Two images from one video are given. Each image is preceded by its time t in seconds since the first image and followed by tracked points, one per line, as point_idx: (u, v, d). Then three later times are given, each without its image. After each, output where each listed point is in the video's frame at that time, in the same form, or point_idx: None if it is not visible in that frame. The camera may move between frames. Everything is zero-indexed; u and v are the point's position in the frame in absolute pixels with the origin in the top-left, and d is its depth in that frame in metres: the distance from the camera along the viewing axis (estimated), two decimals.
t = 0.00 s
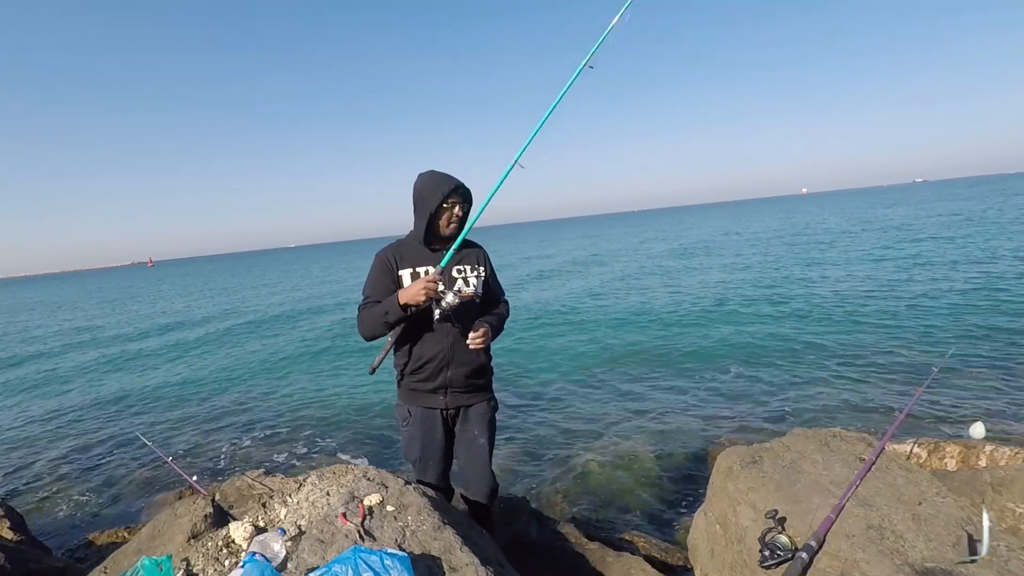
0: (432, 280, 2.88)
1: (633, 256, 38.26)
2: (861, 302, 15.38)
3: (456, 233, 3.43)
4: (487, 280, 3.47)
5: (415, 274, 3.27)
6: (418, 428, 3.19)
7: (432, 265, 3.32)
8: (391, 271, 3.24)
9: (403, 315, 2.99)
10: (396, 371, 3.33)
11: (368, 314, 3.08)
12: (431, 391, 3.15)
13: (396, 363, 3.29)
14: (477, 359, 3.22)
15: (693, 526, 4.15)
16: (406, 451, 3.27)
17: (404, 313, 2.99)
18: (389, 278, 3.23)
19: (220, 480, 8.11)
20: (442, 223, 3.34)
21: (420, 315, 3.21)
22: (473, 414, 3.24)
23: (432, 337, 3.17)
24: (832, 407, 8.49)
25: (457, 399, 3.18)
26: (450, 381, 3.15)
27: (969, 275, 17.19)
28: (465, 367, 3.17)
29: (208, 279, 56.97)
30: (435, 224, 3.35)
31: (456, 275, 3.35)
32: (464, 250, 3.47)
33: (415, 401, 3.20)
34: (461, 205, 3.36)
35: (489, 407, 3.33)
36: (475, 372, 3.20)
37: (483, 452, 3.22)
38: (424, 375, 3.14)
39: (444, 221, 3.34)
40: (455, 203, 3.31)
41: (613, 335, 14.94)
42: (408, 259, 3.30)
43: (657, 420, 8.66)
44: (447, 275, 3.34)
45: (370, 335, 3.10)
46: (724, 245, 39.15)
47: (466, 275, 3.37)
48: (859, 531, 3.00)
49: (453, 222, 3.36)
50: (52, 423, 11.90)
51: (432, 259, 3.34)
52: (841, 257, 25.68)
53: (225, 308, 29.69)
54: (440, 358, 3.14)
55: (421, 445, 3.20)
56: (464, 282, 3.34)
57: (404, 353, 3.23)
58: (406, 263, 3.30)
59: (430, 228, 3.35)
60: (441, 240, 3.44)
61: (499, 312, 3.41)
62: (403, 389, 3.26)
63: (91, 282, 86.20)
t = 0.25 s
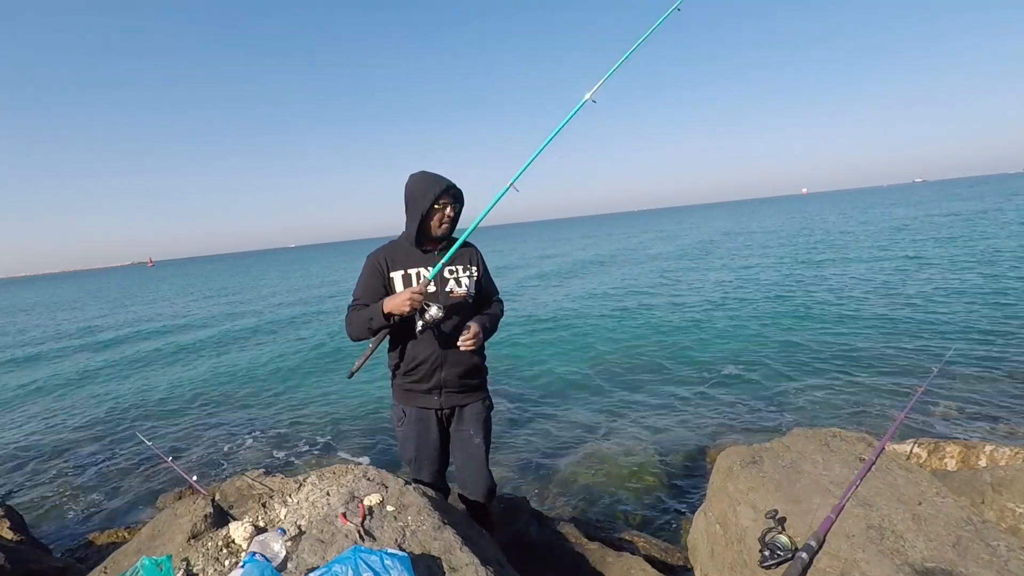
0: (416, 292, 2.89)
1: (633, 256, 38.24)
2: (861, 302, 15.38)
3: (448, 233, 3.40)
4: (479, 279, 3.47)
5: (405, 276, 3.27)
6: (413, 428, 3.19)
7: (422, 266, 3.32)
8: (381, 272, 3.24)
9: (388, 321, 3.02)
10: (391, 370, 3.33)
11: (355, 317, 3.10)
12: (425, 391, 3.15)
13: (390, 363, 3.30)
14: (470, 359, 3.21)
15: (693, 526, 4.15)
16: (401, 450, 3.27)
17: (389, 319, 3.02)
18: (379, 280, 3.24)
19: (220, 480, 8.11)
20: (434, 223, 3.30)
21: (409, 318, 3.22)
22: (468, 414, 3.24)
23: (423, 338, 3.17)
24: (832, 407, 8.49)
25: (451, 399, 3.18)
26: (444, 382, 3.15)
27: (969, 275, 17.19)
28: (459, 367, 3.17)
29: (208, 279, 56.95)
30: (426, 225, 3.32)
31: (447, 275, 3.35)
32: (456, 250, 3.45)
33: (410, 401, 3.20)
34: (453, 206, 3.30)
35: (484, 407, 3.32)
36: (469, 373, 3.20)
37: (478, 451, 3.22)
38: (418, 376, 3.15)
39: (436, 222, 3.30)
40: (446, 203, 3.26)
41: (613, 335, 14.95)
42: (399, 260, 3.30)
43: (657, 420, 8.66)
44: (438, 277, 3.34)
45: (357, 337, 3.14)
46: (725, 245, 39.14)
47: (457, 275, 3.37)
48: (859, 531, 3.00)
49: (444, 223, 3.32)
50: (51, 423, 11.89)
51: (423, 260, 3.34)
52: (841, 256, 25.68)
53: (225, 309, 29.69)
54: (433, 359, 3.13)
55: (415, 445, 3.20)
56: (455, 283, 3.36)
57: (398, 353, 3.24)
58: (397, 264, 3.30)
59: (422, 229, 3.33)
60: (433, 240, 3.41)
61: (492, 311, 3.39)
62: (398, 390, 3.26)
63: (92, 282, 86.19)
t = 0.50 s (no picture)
0: (408, 294, 2.90)
1: (633, 256, 38.22)
2: (861, 302, 15.38)
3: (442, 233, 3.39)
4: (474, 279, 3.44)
5: (399, 277, 3.28)
6: (409, 428, 3.19)
7: (417, 267, 3.33)
8: (376, 274, 3.26)
9: (381, 324, 3.05)
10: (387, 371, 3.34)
11: (350, 319, 3.13)
12: (421, 392, 3.16)
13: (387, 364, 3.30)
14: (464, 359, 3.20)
15: (693, 526, 4.16)
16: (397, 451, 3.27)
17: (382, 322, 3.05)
18: (373, 282, 3.25)
19: (220, 480, 8.11)
20: (427, 224, 3.31)
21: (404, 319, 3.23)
22: (464, 414, 3.23)
23: (418, 338, 3.17)
24: (832, 407, 8.48)
25: (447, 399, 3.18)
26: (440, 382, 3.15)
27: (968, 275, 17.20)
28: (454, 367, 3.17)
29: (207, 279, 56.92)
30: (420, 226, 3.32)
31: (442, 276, 3.34)
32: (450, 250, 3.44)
33: (406, 401, 3.20)
34: (446, 206, 3.31)
35: (481, 406, 3.31)
36: (465, 373, 3.20)
37: (475, 452, 3.20)
38: (415, 376, 3.15)
39: (429, 223, 3.31)
40: (440, 204, 3.27)
41: (613, 334, 14.95)
42: (393, 262, 3.31)
43: (657, 420, 8.66)
44: (432, 278, 3.33)
45: (353, 339, 3.18)
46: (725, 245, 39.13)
47: (452, 275, 3.36)
48: (859, 530, 3.00)
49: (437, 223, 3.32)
50: (51, 423, 11.87)
51: (417, 261, 3.34)
52: (842, 257, 25.65)
53: (226, 309, 29.67)
54: (428, 360, 3.14)
55: (412, 445, 3.20)
56: (450, 283, 3.36)
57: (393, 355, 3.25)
58: (391, 266, 3.31)
59: (416, 230, 3.33)
60: (428, 241, 3.41)
61: (487, 311, 3.38)
62: (394, 390, 3.27)
63: (92, 282, 86.20)
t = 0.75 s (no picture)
0: (405, 298, 2.90)
1: (633, 256, 38.22)
2: (860, 301, 15.38)
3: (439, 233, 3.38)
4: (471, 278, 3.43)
5: (396, 279, 3.28)
6: (408, 428, 3.19)
7: (414, 268, 3.33)
8: (373, 275, 3.25)
9: (378, 326, 3.05)
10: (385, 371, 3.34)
11: (349, 322, 3.14)
12: (420, 392, 3.16)
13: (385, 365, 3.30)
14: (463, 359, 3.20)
15: (694, 526, 4.15)
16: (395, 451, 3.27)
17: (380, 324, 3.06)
18: (371, 283, 3.25)
19: (220, 480, 8.11)
20: (424, 225, 3.30)
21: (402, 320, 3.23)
22: (463, 414, 3.23)
23: (416, 339, 3.17)
24: (832, 407, 8.48)
25: (446, 399, 3.18)
26: (438, 382, 3.15)
27: (968, 275, 17.20)
28: (452, 367, 3.17)
29: (207, 279, 56.96)
30: (417, 226, 3.31)
31: (439, 276, 3.35)
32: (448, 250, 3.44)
33: (404, 401, 3.20)
34: (443, 207, 3.29)
35: (480, 406, 3.31)
36: (463, 373, 3.20)
37: (474, 452, 3.20)
38: (413, 377, 3.15)
39: (425, 224, 3.29)
40: (436, 204, 3.25)
41: (613, 334, 14.95)
42: (390, 262, 3.31)
43: (657, 420, 8.66)
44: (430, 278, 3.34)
45: (351, 340, 3.19)
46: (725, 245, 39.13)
47: (449, 275, 3.37)
48: (859, 531, 3.00)
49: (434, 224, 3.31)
50: (51, 423, 11.86)
51: (414, 261, 3.34)
52: (841, 256, 25.65)
53: (225, 308, 29.69)
54: (426, 361, 3.14)
55: (411, 445, 3.20)
56: (448, 283, 3.36)
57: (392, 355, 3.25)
58: (388, 266, 3.31)
59: (412, 230, 3.32)
60: (425, 242, 3.40)
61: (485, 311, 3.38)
62: (393, 390, 3.27)
63: (91, 282, 86.19)
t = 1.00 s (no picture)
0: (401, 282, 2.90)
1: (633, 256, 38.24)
2: (860, 301, 15.40)
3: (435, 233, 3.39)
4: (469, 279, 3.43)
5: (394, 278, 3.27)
6: (408, 428, 3.20)
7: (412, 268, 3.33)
8: (371, 276, 3.26)
9: (378, 318, 3.05)
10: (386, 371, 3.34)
11: (348, 321, 3.14)
12: (419, 392, 3.16)
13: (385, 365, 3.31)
14: (462, 358, 3.20)
15: (693, 526, 4.16)
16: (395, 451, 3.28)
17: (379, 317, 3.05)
18: (369, 284, 3.26)
19: (219, 480, 8.11)
20: (420, 224, 3.30)
21: (399, 312, 3.24)
22: (462, 414, 3.23)
23: (415, 336, 3.17)
24: (832, 407, 8.48)
25: (446, 399, 3.18)
26: (437, 382, 3.15)
27: (968, 275, 17.21)
28: (452, 367, 3.16)
29: (207, 279, 56.95)
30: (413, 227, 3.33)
31: (437, 276, 3.34)
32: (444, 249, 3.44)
33: (404, 401, 3.20)
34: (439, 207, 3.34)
35: (479, 406, 3.30)
36: (462, 373, 3.19)
37: (473, 452, 3.20)
38: (412, 377, 3.15)
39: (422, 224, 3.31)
40: (432, 204, 3.30)
41: (613, 335, 14.95)
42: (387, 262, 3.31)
43: (657, 420, 8.66)
44: (428, 278, 3.34)
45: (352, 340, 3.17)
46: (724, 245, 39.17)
47: (447, 275, 3.36)
48: (859, 531, 3.00)
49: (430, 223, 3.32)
50: (51, 424, 11.86)
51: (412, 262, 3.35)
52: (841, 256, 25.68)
53: (225, 308, 29.71)
54: (425, 359, 3.14)
55: (410, 446, 3.21)
56: (446, 283, 3.35)
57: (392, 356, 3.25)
58: (386, 267, 3.31)
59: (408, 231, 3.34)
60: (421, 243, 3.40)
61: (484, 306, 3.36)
62: (392, 390, 3.27)
63: (91, 282, 86.16)
